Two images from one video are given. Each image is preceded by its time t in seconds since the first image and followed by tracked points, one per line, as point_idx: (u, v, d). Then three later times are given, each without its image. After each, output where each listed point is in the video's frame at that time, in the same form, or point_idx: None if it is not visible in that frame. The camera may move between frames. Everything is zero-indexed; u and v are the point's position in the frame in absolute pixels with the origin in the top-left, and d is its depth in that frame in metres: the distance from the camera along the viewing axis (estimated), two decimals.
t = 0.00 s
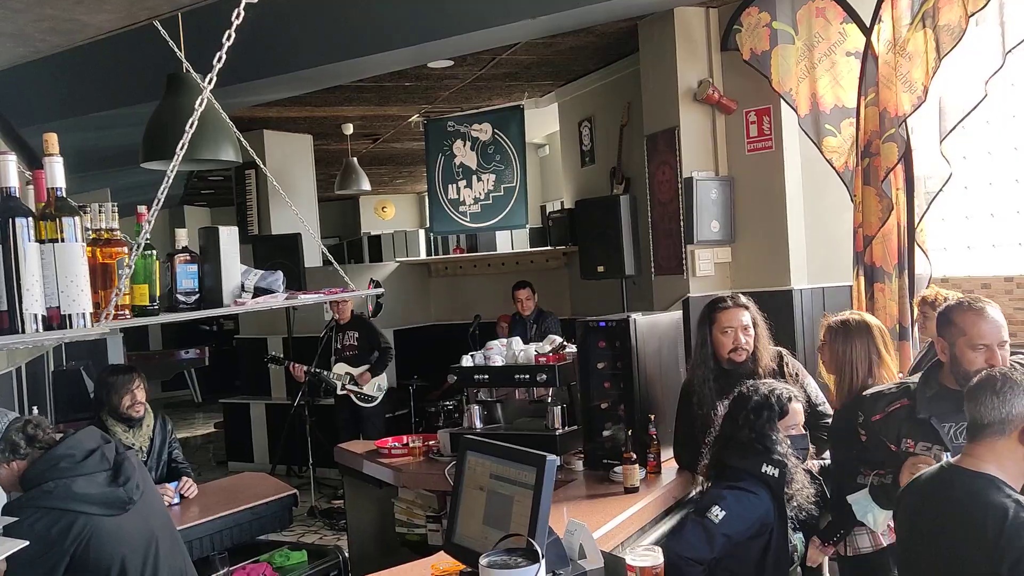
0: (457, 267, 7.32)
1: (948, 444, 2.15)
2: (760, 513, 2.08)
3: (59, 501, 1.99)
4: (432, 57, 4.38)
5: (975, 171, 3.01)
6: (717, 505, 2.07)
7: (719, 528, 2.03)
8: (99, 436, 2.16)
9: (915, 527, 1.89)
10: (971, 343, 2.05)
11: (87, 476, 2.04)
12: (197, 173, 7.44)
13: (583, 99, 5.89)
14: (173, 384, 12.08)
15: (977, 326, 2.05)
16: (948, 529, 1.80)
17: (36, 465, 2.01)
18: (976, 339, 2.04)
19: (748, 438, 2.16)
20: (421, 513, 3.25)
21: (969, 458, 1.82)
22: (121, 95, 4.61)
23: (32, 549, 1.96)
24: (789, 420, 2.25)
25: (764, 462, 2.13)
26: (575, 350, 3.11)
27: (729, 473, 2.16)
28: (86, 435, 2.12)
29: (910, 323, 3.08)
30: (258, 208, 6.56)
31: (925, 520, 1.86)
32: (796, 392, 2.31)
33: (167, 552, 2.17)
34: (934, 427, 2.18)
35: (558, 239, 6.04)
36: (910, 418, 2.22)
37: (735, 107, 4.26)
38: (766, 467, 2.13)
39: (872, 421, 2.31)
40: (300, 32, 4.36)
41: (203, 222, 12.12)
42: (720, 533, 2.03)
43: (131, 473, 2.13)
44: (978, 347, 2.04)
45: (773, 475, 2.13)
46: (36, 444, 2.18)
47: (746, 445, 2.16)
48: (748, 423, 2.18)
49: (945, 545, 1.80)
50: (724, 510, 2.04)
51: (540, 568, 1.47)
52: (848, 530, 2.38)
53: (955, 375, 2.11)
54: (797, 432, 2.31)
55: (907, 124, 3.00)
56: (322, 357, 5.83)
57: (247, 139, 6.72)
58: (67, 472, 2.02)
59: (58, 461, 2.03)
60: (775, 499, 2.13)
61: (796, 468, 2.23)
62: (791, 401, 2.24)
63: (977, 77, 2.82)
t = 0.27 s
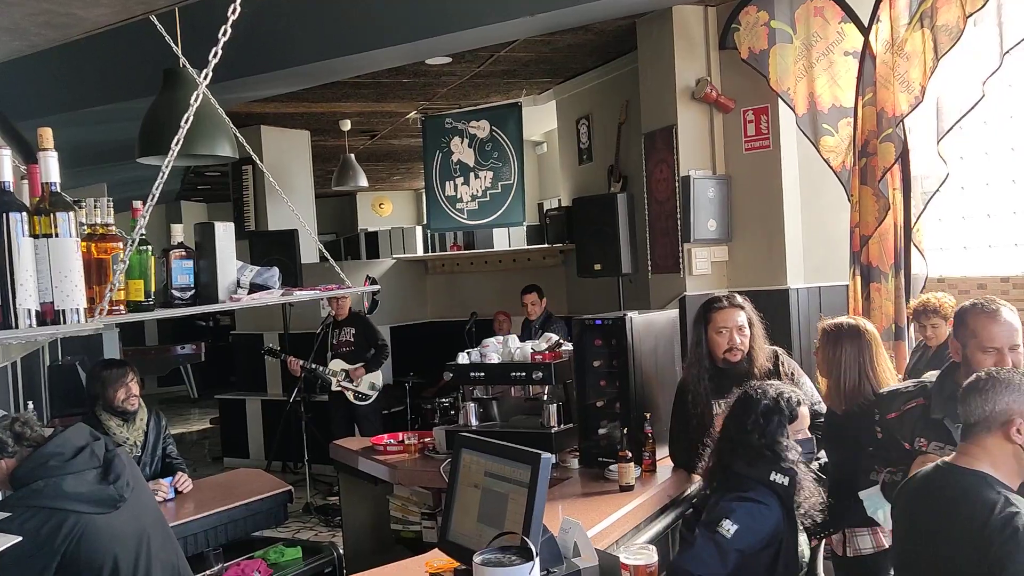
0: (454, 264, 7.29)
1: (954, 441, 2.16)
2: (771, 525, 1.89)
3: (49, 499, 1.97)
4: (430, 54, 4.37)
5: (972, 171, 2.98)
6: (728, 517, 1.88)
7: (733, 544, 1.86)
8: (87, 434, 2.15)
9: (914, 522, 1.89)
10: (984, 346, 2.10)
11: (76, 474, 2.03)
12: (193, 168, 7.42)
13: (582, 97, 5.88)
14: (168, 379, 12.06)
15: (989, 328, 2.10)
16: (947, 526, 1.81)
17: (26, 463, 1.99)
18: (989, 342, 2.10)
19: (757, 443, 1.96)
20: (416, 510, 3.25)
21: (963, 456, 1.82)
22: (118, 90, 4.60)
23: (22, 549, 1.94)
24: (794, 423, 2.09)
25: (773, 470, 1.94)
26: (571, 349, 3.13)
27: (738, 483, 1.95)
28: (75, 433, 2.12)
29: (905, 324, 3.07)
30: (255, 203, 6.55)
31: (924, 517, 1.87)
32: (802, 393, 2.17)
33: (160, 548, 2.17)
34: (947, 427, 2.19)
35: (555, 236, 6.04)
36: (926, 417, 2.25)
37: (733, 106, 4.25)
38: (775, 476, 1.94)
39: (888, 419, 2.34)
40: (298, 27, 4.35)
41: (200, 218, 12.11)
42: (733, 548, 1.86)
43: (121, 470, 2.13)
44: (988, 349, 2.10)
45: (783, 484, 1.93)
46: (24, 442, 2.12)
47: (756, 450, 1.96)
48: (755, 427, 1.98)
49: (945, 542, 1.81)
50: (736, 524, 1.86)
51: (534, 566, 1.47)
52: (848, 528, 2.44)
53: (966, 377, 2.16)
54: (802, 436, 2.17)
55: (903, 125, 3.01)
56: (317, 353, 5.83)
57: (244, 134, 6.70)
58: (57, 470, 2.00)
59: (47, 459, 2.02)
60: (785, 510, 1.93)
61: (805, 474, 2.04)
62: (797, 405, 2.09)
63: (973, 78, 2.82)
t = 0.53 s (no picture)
0: (451, 260, 7.27)
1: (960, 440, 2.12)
2: (783, 537, 1.84)
3: (43, 492, 1.96)
4: (428, 49, 4.36)
5: (970, 170, 2.94)
6: (741, 534, 1.81)
7: (747, 564, 1.80)
8: (81, 428, 2.15)
9: (914, 523, 1.95)
10: (994, 342, 2.06)
11: (70, 467, 2.02)
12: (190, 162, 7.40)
13: (580, 93, 5.87)
14: (164, 373, 12.05)
15: (1000, 325, 2.05)
16: (947, 526, 1.87)
17: (19, 457, 1.98)
18: (1000, 339, 2.05)
19: (771, 450, 1.91)
20: (412, 505, 3.24)
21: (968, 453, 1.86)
22: (114, 82, 4.57)
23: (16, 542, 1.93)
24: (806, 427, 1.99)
25: (788, 478, 1.88)
26: (567, 345, 3.12)
27: (750, 491, 1.89)
28: (68, 427, 2.11)
29: (902, 322, 3.11)
30: (251, 197, 6.54)
31: (924, 518, 1.93)
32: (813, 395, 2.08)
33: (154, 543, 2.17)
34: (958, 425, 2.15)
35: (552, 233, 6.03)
36: (938, 412, 2.23)
37: (731, 103, 4.25)
38: (789, 484, 1.88)
39: (904, 414, 2.34)
40: (296, 21, 4.34)
41: (197, 212, 12.08)
42: (747, 568, 1.80)
43: (115, 464, 2.12)
44: (994, 346, 2.06)
45: (798, 494, 1.87)
46: (17, 435, 2.13)
47: (769, 457, 1.91)
48: (771, 432, 1.93)
49: (945, 541, 1.87)
50: (752, 541, 1.80)
51: (529, 562, 1.47)
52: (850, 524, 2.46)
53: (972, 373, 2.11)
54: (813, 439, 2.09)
55: (901, 123, 3.06)
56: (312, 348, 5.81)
57: (241, 128, 6.68)
58: (51, 463, 1.99)
59: (40, 453, 2.01)
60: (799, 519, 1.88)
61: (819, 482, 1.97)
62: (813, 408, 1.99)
63: (972, 77, 2.80)
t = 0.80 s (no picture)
0: (448, 255, 7.27)
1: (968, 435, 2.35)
2: (792, 542, 1.74)
3: (39, 485, 1.96)
4: (427, 43, 4.35)
5: (967, 169, 2.94)
6: (756, 539, 1.71)
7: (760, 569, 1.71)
8: (75, 422, 2.16)
9: (914, 524, 1.94)
10: (1005, 342, 2.19)
11: (67, 460, 2.02)
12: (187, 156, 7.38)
13: (578, 89, 5.87)
14: (160, 367, 12.03)
15: (1015, 326, 2.17)
16: (948, 524, 1.87)
17: (15, 450, 1.98)
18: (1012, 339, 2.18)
19: (790, 449, 1.81)
20: (408, 500, 3.24)
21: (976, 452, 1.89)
22: (112, 74, 4.56)
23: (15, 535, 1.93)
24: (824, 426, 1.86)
25: (801, 481, 1.78)
26: (565, 341, 3.11)
27: (759, 490, 1.78)
28: (62, 420, 2.11)
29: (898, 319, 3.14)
30: (249, 191, 6.53)
31: (923, 518, 1.92)
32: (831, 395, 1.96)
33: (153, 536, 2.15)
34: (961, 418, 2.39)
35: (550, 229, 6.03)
36: (947, 405, 2.44)
37: (730, 100, 4.26)
38: (803, 488, 1.78)
39: (912, 402, 2.56)
40: (295, 15, 4.33)
41: (194, 205, 12.06)
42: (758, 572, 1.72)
43: (111, 456, 2.13)
44: (1009, 346, 2.18)
45: (813, 498, 1.77)
46: (9, 431, 2.11)
47: (786, 457, 1.80)
48: (789, 430, 1.82)
49: (943, 545, 1.87)
50: (766, 547, 1.70)
51: (527, 558, 1.48)
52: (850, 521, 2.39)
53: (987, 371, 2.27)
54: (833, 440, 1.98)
55: (899, 121, 3.07)
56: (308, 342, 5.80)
57: (239, 121, 6.67)
58: (48, 456, 2.00)
59: (36, 446, 2.01)
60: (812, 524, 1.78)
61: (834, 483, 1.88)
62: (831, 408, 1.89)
63: (971, 76, 2.80)
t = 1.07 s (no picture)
0: (445, 251, 7.26)
1: (959, 436, 2.30)
2: (808, 545, 1.70)
3: (32, 480, 1.96)
4: (424, 39, 4.34)
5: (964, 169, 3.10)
6: (772, 541, 1.67)
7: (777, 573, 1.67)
8: (73, 417, 2.14)
9: (917, 528, 1.82)
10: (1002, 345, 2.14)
11: (61, 456, 2.02)
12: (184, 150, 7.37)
13: (576, 86, 5.86)
14: (156, 361, 12.02)
15: (1012, 328, 2.11)
16: (958, 529, 1.75)
17: (9, 445, 1.97)
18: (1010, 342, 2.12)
19: (806, 446, 1.76)
20: (404, 496, 3.24)
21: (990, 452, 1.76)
22: (109, 69, 4.55)
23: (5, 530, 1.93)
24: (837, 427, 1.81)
25: (813, 482, 1.74)
26: (562, 338, 3.11)
27: (772, 490, 1.74)
28: (61, 415, 2.10)
29: (894, 318, 3.19)
30: (246, 186, 6.52)
31: (930, 524, 1.80)
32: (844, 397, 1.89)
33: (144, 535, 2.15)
34: (950, 416, 2.34)
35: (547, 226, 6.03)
36: (932, 404, 2.39)
37: (727, 98, 4.26)
38: (815, 489, 1.73)
39: (896, 401, 2.49)
40: (293, 10, 4.32)
41: (190, 200, 12.04)
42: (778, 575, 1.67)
43: (106, 454, 2.12)
44: (1006, 348, 2.13)
45: (824, 499, 1.73)
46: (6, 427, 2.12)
47: (797, 454, 1.76)
48: (801, 430, 1.77)
49: (951, 548, 1.76)
50: (782, 549, 1.66)
51: (523, 555, 1.48)
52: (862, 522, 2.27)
53: (984, 371, 2.23)
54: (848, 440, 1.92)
55: (896, 120, 3.06)
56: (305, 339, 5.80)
57: (236, 116, 6.66)
58: (42, 452, 1.99)
59: (30, 441, 2.00)
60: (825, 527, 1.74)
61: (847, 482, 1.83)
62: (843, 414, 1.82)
63: (968, 76, 2.82)
